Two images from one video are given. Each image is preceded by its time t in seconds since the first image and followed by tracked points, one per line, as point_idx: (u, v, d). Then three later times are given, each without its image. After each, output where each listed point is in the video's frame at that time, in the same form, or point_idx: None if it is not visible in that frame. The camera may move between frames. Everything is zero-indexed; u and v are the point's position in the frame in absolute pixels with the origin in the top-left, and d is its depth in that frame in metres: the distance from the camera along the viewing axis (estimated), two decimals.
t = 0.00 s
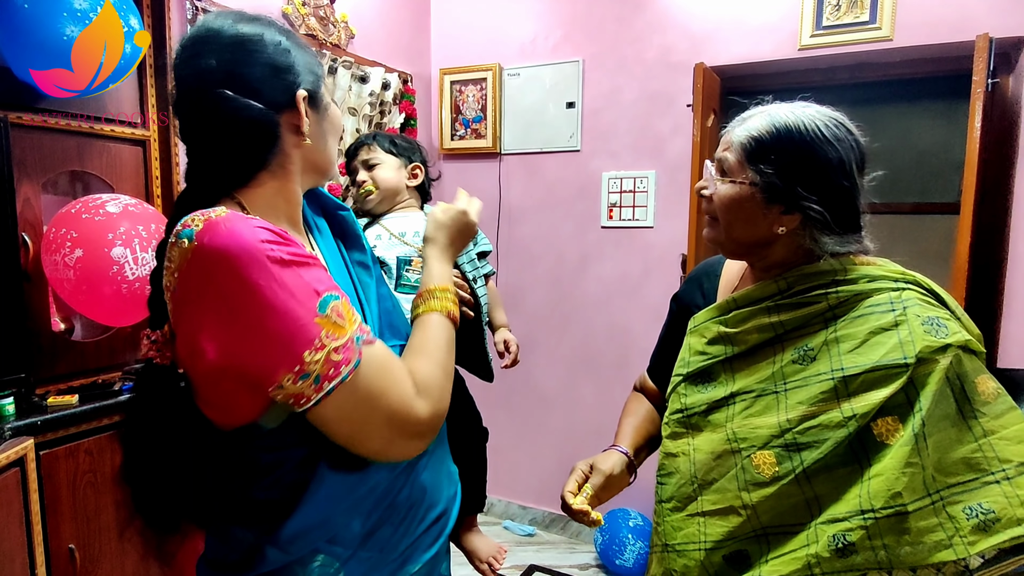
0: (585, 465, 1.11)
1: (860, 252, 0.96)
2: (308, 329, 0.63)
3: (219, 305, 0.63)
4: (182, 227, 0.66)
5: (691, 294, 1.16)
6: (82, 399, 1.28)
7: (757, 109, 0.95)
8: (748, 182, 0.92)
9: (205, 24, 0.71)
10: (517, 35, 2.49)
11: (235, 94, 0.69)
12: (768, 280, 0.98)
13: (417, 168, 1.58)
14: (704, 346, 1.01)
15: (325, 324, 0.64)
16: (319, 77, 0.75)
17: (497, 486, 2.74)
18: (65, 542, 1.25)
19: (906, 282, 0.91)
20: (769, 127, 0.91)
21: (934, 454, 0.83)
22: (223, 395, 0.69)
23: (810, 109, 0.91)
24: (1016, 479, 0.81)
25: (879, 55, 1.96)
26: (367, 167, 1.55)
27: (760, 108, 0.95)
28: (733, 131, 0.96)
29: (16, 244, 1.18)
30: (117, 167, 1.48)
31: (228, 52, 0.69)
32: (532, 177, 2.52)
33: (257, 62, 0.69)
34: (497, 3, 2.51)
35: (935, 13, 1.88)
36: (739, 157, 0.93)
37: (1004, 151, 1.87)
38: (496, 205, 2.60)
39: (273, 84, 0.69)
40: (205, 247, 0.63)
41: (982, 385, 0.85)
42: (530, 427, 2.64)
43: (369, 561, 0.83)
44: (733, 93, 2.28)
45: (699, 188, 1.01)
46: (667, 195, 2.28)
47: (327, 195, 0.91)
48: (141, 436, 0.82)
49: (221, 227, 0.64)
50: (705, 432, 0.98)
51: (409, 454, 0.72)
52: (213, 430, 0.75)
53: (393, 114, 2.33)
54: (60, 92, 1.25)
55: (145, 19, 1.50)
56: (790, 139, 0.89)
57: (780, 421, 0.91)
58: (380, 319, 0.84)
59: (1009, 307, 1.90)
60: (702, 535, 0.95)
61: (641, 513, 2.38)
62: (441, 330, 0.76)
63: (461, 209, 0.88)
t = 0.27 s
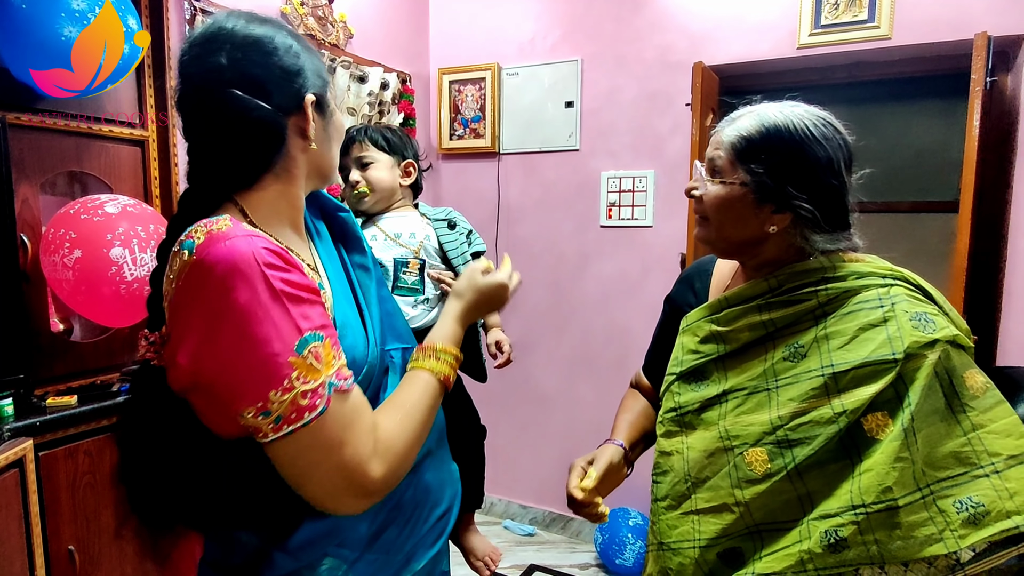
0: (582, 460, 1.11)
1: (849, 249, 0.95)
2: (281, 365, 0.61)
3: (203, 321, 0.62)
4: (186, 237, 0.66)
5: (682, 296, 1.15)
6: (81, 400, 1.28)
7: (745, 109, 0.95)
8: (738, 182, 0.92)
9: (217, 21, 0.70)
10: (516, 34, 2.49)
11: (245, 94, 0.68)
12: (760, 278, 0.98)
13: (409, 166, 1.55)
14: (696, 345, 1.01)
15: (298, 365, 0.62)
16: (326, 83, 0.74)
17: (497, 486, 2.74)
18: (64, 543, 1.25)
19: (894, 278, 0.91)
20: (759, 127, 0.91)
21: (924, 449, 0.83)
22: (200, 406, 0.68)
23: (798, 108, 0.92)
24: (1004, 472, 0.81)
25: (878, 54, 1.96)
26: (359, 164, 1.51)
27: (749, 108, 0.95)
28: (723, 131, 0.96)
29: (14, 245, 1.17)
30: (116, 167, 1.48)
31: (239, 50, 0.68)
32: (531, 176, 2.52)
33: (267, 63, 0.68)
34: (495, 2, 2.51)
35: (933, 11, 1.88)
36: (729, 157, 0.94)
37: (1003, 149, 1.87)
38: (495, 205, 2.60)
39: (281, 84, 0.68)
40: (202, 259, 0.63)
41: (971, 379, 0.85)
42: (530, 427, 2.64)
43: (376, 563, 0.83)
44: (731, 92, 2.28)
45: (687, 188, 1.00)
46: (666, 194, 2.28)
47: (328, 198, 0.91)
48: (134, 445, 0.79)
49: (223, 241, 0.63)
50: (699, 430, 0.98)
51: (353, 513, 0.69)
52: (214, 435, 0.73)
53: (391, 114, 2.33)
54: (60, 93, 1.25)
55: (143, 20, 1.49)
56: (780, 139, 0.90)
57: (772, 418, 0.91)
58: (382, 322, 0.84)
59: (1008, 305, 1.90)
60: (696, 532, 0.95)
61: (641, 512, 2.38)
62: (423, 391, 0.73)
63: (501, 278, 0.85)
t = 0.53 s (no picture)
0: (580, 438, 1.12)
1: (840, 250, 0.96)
2: (272, 381, 0.60)
3: (194, 334, 0.62)
4: (180, 247, 0.66)
5: (675, 296, 1.16)
6: (79, 401, 1.27)
7: (737, 110, 0.95)
8: (728, 186, 0.93)
9: (220, 20, 0.69)
10: (514, 35, 2.49)
11: (245, 96, 0.67)
12: (751, 280, 0.99)
13: (409, 167, 1.54)
14: (687, 346, 1.02)
15: (291, 380, 0.61)
16: (328, 87, 0.73)
17: (496, 488, 2.74)
18: (62, 546, 1.25)
19: (883, 279, 0.93)
20: (750, 130, 0.91)
21: (913, 450, 0.84)
22: (190, 417, 0.67)
23: (789, 110, 0.92)
24: (994, 473, 0.83)
25: (876, 55, 1.96)
26: (357, 163, 1.50)
27: (740, 109, 0.95)
28: (714, 133, 0.96)
29: (12, 247, 1.17)
30: (114, 169, 1.47)
31: (240, 51, 0.67)
32: (529, 178, 2.52)
33: (268, 65, 0.67)
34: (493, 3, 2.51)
35: (931, 12, 1.88)
36: (719, 160, 0.94)
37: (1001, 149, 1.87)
38: (493, 207, 2.60)
39: (280, 86, 0.68)
40: (195, 269, 0.62)
41: (960, 380, 0.87)
42: (529, 428, 2.64)
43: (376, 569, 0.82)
44: (730, 93, 2.28)
45: (681, 189, 1.01)
46: (665, 195, 2.28)
47: (327, 201, 0.91)
48: (125, 452, 0.78)
49: (218, 253, 0.62)
50: (690, 431, 0.99)
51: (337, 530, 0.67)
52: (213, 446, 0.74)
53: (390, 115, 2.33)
54: (61, 93, 1.25)
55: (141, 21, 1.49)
56: (770, 142, 0.90)
57: (762, 419, 0.93)
58: (382, 327, 0.84)
59: (1007, 305, 1.90)
60: (688, 534, 0.96)
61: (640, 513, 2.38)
62: (414, 405, 0.73)
63: (491, 292, 0.88)
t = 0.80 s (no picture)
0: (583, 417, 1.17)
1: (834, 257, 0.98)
2: (287, 378, 0.61)
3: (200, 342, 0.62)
4: (175, 253, 0.66)
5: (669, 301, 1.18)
6: (79, 406, 1.28)
7: (728, 118, 0.96)
8: (721, 195, 0.94)
9: (218, 25, 0.69)
10: (513, 40, 2.50)
11: (244, 102, 0.67)
12: (744, 286, 1.00)
13: (417, 174, 1.54)
14: (681, 352, 1.03)
15: (307, 374, 0.62)
16: (327, 92, 0.74)
17: (496, 492, 2.73)
18: (62, 550, 1.25)
19: (877, 286, 0.94)
20: (741, 138, 0.92)
21: (907, 458, 0.85)
22: (199, 430, 0.67)
23: (780, 117, 0.93)
24: (990, 482, 0.84)
25: (873, 59, 1.97)
26: (365, 170, 1.51)
27: (731, 117, 0.96)
28: (705, 142, 0.97)
29: (13, 252, 1.18)
30: (114, 174, 1.48)
31: (238, 57, 0.67)
32: (529, 182, 2.52)
33: (267, 71, 0.67)
34: (492, 8, 2.52)
35: (928, 17, 1.89)
36: (710, 169, 0.95)
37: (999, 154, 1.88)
38: (493, 211, 2.61)
39: (279, 95, 0.68)
40: (194, 278, 0.62)
41: (954, 388, 0.87)
42: (528, 432, 2.64)
43: None
44: (728, 97, 2.29)
45: (673, 199, 1.02)
46: (664, 199, 2.28)
47: (326, 207, 0.91)
48: (123, 457, 0.79)
49: (215, 261, 0.63)
50: (684, 439, 1.00)
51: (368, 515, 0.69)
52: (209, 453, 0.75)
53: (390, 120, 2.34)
54: (61, 94, 1.25)
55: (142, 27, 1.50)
56: (762, 150, 0.91)
57: (756, 427, 0.93)
58: (382, 336, 0.84)
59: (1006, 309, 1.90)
60: (683, 542, 0.96)
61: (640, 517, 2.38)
62: (422, 386, 0.73)
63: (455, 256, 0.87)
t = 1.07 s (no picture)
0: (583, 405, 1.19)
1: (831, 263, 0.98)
2: (310, 359, 0.63)
3: (210, 342, 0.63)
4: (172, 257, 0.67)
5: (664, 307, 1.19)
6: (80, 411, 1.28)
7: (724, 126, 0.97)
8: (719, 204, 0.95)
9: (216, 30, 0.69)
10: (513, 46, 2.51)
11: (241, 107, 0.67)
12: (742, 294, 1.01)
13: (420, 181, 1.56)
14: (679, 359, 1.03)
15: (329, 351, 0.64)
16: (327, 97, 0.73)
17: (496, 497, 2.74)
18: (62, 555, 1.25)
19: (876, 294, 0.94)
20: (738, 146, 0.93)
21: (907, 467, 0.85)
22: (215, 434, 0.68)
23: (776, 124, 0.94)
24: (989, 490, 0.84)
25: (871, 66, 1.98)
26: (367, 173, 1.52)
27: (728, 125, 0.97)
28: (702, 150, 0.98)
29: (16, 258, 1.18)
30: (117, 181, 1.50)
31: (236, 63, 0.67)
32: (529, 187, 2.53)
33: (265, 76, 0.67)
34: (492, 15, 2.54)
35: (925, 24, 1.90)
36: (707, 178, 0.96)
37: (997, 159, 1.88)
38: (493, 216, 2.62)
39: (276, 101, 0.68)
40: (194, 280, 0.63)
41: (953, 397, 0.87)
42: (528, 437, 2.64)
43: None
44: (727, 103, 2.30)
45: (670, 206, 1.02)
46: (663, 205, 2.29)
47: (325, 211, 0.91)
48: (127, 458, 0.81)
49: (211, 261, 0.63)
50: (683, 447, 1.00)
51: (416, 480, 0.72)
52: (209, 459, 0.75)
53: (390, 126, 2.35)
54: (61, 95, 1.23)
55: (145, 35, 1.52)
56: (759, 157, 0.92)
57: (755, 436, 0.93)
58: (380, 341, 0.83)
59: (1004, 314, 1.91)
60: (682, 551, 0.96)
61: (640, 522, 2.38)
62: (427, 349, 0.77)
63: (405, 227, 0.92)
